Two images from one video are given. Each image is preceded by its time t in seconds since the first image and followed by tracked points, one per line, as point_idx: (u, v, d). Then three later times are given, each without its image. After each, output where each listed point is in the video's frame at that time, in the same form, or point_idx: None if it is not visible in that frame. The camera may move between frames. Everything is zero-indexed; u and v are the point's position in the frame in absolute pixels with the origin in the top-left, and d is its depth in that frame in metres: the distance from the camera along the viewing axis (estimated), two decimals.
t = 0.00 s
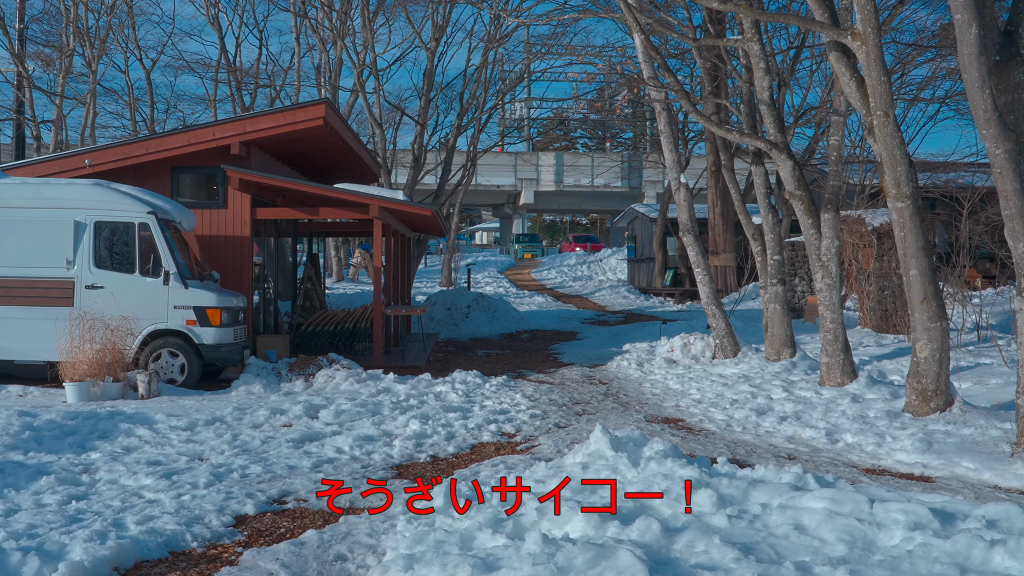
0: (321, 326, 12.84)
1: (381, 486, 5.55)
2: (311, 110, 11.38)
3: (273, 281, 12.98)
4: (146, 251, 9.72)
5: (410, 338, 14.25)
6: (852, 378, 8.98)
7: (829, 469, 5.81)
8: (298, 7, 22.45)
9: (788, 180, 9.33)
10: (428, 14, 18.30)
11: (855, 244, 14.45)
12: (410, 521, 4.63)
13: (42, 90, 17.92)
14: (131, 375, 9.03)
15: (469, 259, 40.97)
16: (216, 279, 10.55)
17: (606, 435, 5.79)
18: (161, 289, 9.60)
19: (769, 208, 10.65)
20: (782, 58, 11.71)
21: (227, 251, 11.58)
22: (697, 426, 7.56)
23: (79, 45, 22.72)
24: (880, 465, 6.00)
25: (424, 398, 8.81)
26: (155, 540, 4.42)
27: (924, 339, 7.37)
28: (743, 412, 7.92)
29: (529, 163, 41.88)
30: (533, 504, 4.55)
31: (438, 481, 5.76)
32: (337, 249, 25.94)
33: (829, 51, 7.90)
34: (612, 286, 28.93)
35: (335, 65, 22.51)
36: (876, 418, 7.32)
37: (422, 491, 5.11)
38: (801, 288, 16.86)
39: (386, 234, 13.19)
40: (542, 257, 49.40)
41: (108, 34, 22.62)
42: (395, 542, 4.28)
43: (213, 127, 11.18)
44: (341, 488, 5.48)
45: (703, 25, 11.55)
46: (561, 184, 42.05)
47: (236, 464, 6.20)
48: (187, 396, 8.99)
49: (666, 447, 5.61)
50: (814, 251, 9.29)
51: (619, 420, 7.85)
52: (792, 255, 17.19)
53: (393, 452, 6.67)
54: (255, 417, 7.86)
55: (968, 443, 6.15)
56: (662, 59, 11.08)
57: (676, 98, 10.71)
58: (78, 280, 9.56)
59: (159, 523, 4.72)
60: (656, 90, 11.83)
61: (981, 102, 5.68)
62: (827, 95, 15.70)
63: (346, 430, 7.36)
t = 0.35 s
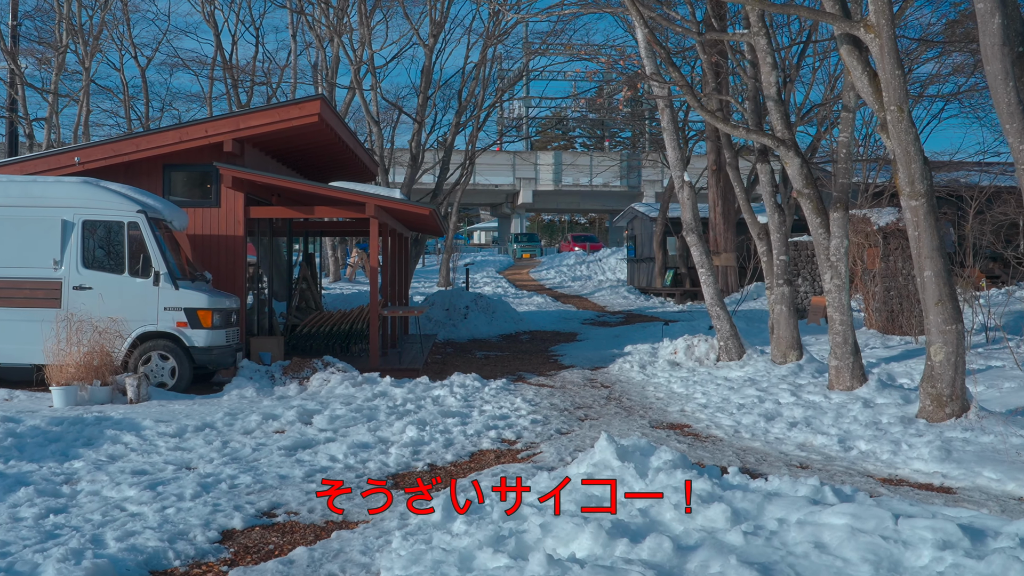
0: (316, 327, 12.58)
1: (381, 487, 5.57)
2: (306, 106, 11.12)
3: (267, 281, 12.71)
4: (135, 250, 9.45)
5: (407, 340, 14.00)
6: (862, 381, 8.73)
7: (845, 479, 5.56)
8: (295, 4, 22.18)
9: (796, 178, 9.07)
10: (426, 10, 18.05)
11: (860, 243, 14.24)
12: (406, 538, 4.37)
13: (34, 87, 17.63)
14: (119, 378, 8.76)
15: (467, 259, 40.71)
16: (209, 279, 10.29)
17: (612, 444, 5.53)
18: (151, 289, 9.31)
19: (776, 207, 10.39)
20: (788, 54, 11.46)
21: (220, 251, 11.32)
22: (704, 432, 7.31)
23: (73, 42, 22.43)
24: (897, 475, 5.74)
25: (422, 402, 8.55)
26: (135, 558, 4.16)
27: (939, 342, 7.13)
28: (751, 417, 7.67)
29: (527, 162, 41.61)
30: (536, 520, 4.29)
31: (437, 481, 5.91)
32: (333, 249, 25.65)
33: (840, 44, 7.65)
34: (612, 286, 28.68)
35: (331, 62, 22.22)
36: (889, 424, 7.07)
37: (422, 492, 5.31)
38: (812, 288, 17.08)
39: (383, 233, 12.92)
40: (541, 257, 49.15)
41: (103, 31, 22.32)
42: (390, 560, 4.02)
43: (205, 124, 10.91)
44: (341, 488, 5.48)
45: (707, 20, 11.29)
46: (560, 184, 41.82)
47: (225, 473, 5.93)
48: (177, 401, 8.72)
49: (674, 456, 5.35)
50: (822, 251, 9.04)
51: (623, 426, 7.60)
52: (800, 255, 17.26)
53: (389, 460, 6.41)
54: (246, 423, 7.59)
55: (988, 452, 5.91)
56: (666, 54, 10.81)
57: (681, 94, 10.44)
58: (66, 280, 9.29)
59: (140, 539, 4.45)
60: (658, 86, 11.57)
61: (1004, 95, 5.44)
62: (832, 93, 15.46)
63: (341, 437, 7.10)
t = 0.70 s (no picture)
0: (313, 329, 12.30)
1: (380, 486, 5.71)
2: (302, 104, 10.83)
3: (263, 281, 12.42)
4: (125, 252, 9.16)
5: (405, 343, 13.72)
6: (875, 388, 8.47)
7: (866, 494, 5.29)
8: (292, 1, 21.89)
9: (805, 178, 8.79)
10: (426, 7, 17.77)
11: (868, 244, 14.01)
12: (404, 560, 4.10)
13: (27, 85, 17.35)
14: (108, 384, 8.47)
15: (467, 259, 40.43)
16: (202, 282, 10.02)
17: (621, 457, 5.27)
18: (142, 292, 9.02)
19: (784, 206, 10.13)
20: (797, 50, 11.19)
21: (214, 252, 11.03)
22: (714, 441, 7.04)
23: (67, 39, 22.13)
24: (919, 488, 5.48)
25: (421, 409, 8.28)
26: None
27: (958, 348, 6.86)
28: (762, 425, 7.40)
29: (527, 162, 41.33)
30: (544, 542, 4.02)
31: (438, 480, 5.94)
32: (331, 249, 25.34)
33: (855, 38, 7.37)
34: (613, 286, 28.40)
35: (329, 59, 21.93)
36: (906, 433, 6.81)
37: (422, 492, 5.57)
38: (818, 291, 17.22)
39: (381, 234, 12.66)
40: (541, 257, 48.86)
41: (98, 27, 22.03)
42: None
43: (198, 121, 10.62)
44: (341, 488, 5.56)
45: (714, 16, 11.03)
46: (559, 184, 41.54)
47: (215, 486, 5.65)
48: (168, 407, 8.44)
49: (686, 470, 5.08)
50: (834, 253, 8.77)
51: (630, 435, 7.33)
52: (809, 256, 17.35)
53: (387, 471, 6.14)
54: (238, 431, 7.31)
55: (1015, 464, 5.65)
56: (673, 50, 10.53)
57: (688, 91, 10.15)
58: (54, 283, 9.00)
59: (120, 561, 4.17)
60: (663, 83, 11.29)
61: None
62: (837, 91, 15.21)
63: (337, 446, 6.82)
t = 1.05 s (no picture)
0: (310, 327, 11.99)
1: (380, 486, 5.52)
2: (298, 95, 10.53)
3: (259, 278, 12.14)
4: (115, 247, 8.84)
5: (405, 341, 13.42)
6: (891, 388, 8.18)
7: (892, 500, 5.00)
8: None
9: (818, 170, 8.49)
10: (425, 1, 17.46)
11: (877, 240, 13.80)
12: (405, 574, 3.79)
13: (19, 79, 17.01)
14: (97, 383, 8.16)
15: (467, 258, 40.12)
16: (195, 278, 9.72)
17: (633, 461, 4.97)
18: (132, 288, 8.72)
19: (795, 201, 9.84)
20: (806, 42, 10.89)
21: (208, 248, 10.73)
22: (727, 443, 6.75)
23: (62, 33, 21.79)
24: (948, 493, 5.18)
25: (420, 410, 7.99)
26: None
27: (982, 346, 6.58)
28: (777, 427, 7.11)
29: (526, 160, 41.02)
30: (554, 555, 3.73)
31: (438, 480, 5.72)
32: (330, 247, 25.03)
33: (872, 24, 7.06)
34: (615, 285, 28.10)
35: (327, 55, 21.64)
36: (928, 435, 6.52)
37: (422, 492, 5.40)
38: (827, 290, 17.26)
39: (379, 230, 12.37)
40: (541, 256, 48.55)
41: (93, 21, 21.68)
42: None
43: (192, 113, 10.31)
44: (341, 488, 5.36)
45: (722, 5, 10.72)
46: (559, 182, 41.23)
47: (204, 491, 5.35)
48: (159, 407, 8.14)
49: (704, 475, 4.78)
50: (848, 248, 8.46)
51: (639, 436, 7.04)
52: (816, 255, 17.26)
53: (385, 475, 5.83)
54: (230, 433, 7.01)
55: None
56: (681, 40, 10.22)
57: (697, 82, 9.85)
58: (41, 279, 8.70)
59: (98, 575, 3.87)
60: (670, 76, 10.98)
61: None
62: (845, 86, 14.93)
63: (333, 449, 6.52)
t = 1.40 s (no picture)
0: (307, 331, 11.73)
1: (380, 486, 5.55)
2: (294, 92, 10.23)
3: (254, 281, 11.85)
4: (103, 248, 8.54)
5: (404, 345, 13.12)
6: (909, 395, 7.90)
7: (924, 520, 4.71)
8: None
9: (833, 170, 8.18)
10: None
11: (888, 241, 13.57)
12: None
13: (12, 77, 16.69)
14: (85, 391, 7.86)
15: (466, 259, 39.81)
16: (188, 281, 9.43)
17: (648, 480, 4.69)
18: (122, 291, 8.41)
19: (806, 202, 9.55)
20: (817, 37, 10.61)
21: (201, 249, 10.43)
22: (741, 455, 6.46)
23: (55, 30, 21.47)
24: (980, 512, 4.89)
25: (420, 418, 7.70)
26: None
27: (1008, 353, 6.28)
28: (792, 437, 6.82)
29: (526, 160, 40.71)
30: None
31: (438, 480, 5.74)
32: (328, 247, 24.71)
33: (893, 16, 6.74)
34: (616, 286, 27.81)
35: (325, 53, 21.35)
36: (953, 446, 6.24)
37: (423, 492, 5.47)
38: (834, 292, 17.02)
39: (378, 231, 12.07)
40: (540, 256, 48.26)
41: (87, 18, 21.35)
42: None
43: (184, 111, 10.01)
44: (341, 488, 5.44)
45: None
46: (559, 182, 40.93)
47: (192, 510, 5.04)
48: (149, 416, 7.83)
49: (724, 494, 4.49)
50: (863, 251, 8.17)
51: (648, 447, 6.75)
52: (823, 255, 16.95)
53: (384, 491, 5.53)
54: (222, 444, 6.70)
55: None
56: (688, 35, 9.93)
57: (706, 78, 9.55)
58: (27, 282, 8.40)
59: None
60: (676, 72, 10.68)
61: None
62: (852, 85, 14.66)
63: (329, 462, 6.22)
